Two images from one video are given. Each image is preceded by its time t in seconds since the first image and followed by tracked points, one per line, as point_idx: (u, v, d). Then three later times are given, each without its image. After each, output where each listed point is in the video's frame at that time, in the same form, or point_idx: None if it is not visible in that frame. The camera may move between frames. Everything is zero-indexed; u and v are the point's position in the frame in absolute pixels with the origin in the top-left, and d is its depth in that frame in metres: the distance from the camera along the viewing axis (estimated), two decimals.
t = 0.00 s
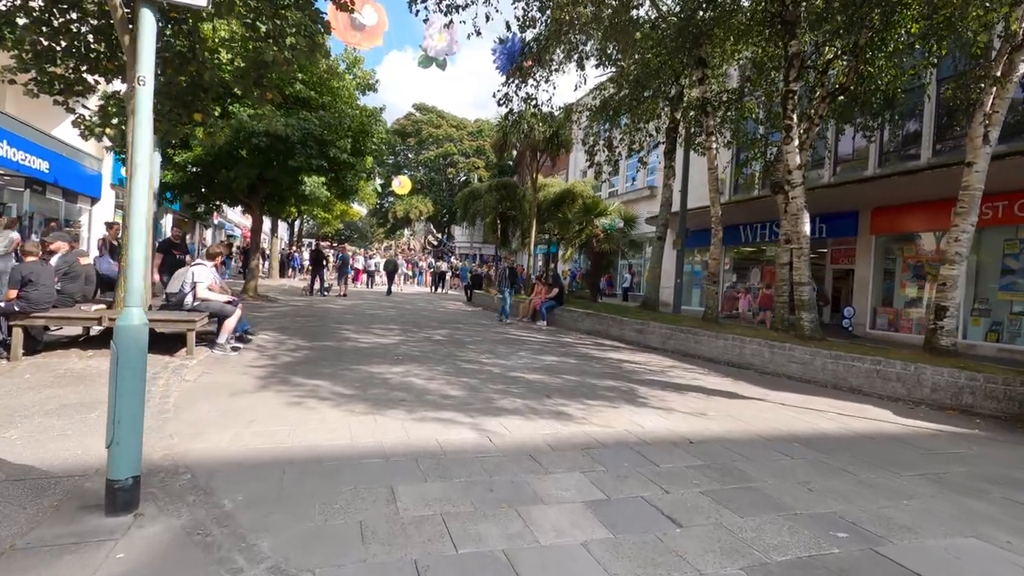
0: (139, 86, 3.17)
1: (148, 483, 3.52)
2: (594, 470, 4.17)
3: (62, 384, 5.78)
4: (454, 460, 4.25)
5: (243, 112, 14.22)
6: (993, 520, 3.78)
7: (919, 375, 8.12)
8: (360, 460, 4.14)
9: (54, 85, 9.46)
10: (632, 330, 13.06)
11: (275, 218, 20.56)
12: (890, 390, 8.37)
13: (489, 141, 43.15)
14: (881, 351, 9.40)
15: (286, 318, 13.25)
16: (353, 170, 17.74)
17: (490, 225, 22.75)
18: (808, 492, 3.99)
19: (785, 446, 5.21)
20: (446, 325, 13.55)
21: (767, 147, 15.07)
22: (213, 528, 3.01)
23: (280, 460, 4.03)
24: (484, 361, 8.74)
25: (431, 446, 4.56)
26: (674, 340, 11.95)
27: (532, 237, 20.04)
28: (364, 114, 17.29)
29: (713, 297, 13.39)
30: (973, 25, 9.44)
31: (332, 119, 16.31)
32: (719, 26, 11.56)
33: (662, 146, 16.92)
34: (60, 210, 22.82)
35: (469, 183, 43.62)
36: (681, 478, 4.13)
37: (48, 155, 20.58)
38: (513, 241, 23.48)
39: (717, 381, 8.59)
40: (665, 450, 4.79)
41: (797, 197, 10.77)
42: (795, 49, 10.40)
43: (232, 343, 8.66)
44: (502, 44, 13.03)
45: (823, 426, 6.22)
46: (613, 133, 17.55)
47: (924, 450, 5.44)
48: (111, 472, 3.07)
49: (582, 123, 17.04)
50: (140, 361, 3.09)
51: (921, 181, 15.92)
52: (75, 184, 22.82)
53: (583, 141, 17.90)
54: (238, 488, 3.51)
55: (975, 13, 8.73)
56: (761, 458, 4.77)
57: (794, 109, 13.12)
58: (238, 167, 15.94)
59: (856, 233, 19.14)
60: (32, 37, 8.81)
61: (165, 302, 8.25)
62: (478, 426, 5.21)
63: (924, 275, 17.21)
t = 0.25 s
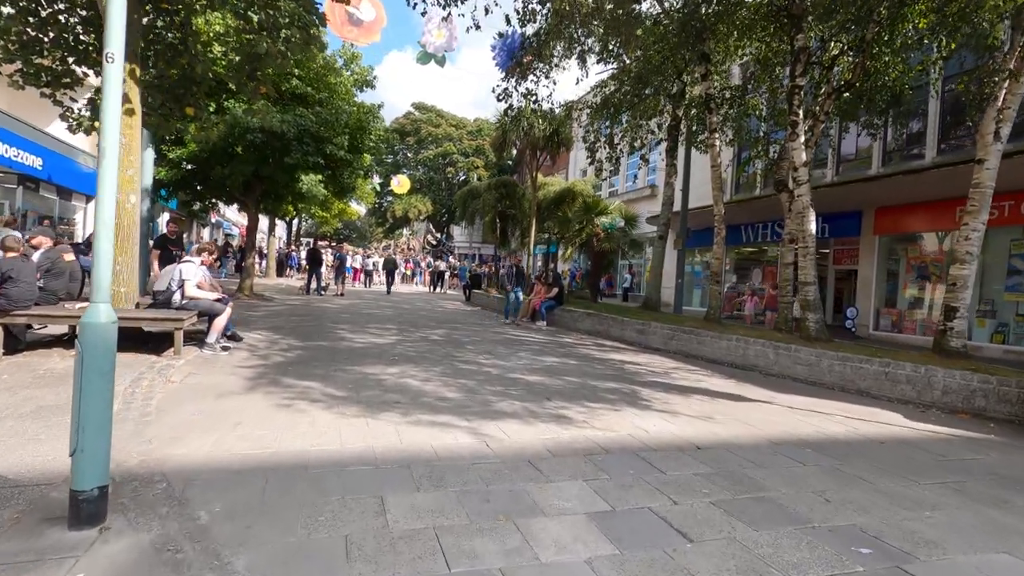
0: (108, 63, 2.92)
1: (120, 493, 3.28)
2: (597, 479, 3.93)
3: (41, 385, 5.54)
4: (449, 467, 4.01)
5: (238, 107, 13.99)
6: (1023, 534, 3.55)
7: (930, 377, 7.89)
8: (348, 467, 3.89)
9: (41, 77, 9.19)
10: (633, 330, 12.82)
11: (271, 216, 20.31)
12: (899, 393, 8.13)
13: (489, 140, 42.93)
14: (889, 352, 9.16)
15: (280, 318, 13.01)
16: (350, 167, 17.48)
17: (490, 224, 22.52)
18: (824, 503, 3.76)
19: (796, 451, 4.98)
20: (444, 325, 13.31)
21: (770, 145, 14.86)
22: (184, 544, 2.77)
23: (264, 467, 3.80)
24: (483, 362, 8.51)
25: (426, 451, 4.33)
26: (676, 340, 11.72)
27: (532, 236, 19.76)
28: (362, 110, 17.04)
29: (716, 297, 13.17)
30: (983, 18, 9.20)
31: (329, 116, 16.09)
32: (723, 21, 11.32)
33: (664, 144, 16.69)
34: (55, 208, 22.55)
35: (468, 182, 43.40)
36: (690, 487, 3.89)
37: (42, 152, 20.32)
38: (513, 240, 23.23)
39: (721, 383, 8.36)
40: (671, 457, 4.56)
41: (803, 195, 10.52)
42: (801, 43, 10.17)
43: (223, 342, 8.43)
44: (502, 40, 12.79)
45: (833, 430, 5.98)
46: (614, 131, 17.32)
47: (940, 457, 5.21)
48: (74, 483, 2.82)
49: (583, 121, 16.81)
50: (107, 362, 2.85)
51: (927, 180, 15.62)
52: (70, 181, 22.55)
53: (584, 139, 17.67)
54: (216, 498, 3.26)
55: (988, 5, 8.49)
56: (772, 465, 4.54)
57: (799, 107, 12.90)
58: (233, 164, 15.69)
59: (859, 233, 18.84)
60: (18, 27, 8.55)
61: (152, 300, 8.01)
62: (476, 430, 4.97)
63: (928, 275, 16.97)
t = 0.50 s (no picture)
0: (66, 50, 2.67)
1: (86, 519, 3.03)
2: (602, 499, 3.68)
3: (19, 393, 5.30)
4: (444, 486, 3.75)
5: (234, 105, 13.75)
6: None
7: (944, 384, 7.63)
8: (336, 487, 3.64)
9: (28, 73, 8.94)
10: (636, 333, 12.56)
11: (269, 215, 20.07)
12: (912, 400, 7.87)
13: (490, 140, 42.66)
14: (901, 358, 8.89)
15: (276, 320, 12.75)
16: (349, 166, 17.18)
17: (490, 224, 22.26)
18: (847, 527, 3.50)
19: (811, 466, 4.73)
20: (443, 328, 13.06)
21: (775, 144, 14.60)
22: None
23: (246, 486, 3.55)
24: (482, 367, 8.24)
25: (420, 467, 4.08)
26: (680, 344, 11.46)
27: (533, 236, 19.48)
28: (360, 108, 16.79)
29: (721, 299, 12.91)
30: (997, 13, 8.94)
31: (327, 114, 15.83)
32: (729, 18, 11.06)
33: (667, 143, 16.42)
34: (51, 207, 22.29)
35: (469, 182, 43.13)
36: (701, 508, 3.64)
37: (38, 151, 20.07)
38: (514, 240, 22.97)
39: (729, 389, 8.10)
40: (680, 473, 4.30)
41: (812, 196, 10.23)
42: (810, 39, 9.89)
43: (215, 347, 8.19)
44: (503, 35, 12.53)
45: (848, 442, 5.72)
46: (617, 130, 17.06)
47: (964, 471, 4.94)
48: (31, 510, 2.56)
49: (585, 120, 16.56)
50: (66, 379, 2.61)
51: (936, 182, 15.27)
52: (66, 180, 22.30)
53: (586, 138, 17.40)
54: (191, 524, 3.02)
55: None
56: (787, 482, 4.29)
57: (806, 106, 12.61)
58: (230, 163, 15.43)
59: (865, 234, 18.51)
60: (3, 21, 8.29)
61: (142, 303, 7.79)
62: (474, 443, 4.72)
63: (935, 277, 16.69)
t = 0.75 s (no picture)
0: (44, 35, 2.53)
1: (68, 534, 2.86)
2: (614, 510, 3.49)
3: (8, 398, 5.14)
4: (447, 496, 3.58)
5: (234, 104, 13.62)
6: None
7: (961, 387, 7.42)
8: (333, 497, 3.46)
9: (23, 70, 8.78)
10: (641, 334, 12.36)
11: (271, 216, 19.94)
12: (928, 403, 7.65)
13: (493, 140, 42.48)
14: (915, 360, 8.67)
15: (277, 321, 12.60)
16: (351, 166, 16.96)
17: (493, 224, 22.08)
18: (873, 541, 3.30)
19: (831, 473, 4.53)
20: (446, 329, 12.88)
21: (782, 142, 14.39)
22: None
23: (239, 497, 3.37)
24: (486, 369, 8.06)
25: (423, 475, 3.90)
26: (686, 345, 11.26)
27: (536, 236, 19.30)
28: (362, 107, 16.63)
29: (728, 300, 12.69)
30: (1010, 5, 8.75)
31: (328, 113, 15.66)
32: (736, 12, 10.86)
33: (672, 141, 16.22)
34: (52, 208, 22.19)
35: (472, 182, 42.95)
36: (719, 520, 3.45)
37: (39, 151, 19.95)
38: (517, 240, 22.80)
39: (739, 392, 7.90)
40: (695, 481, 4.11)
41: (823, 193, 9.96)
42: (820, 32, 9.68)
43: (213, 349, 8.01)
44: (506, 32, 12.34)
45: (865, 447, 5.51)
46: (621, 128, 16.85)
47: (989, 478, 4.74)
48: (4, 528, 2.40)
49: (589, 118, 16.37)
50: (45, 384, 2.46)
51: (944, 180, 15.00)
52: (68, 181, 22.23)
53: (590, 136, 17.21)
54: (179, 540, 2.84)
55: None
56: (807, 491, 4.09)
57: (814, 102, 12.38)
58: (230, 163, 15.27)
59: (872, 233, 18.20)
60: None
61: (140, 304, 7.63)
62: (478, 449, 4.54)
63: (944, 277, 16.37)
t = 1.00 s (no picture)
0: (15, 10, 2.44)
1: (45, 558, 2.64)
2: (635, 528, 3.24)
3: None
4: (456, 512, 3.33)
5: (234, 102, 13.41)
6: None
7: (985, 391, 7.14)
8: (334, 514, 3.23)
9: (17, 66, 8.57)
10: (650, 336, 12.10)
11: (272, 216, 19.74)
12: (951, 408, 7.37)
13: (496, 140, 42.25)
14: (935, 363, 8.39)
15: (279, 322, 12.38)
16: (354, 165, 16.70)
17: (497, 224, 21.85)
18: (916, 563, 3.05)
19: (861, 485, 4.27)
20: (450, 330, 12.64)
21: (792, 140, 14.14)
22: None
23: (233, 514, 3.14)
24: (493, 372, 7.82)
25: (430, 489, 3.66)
26: (696, 347, 10.99)
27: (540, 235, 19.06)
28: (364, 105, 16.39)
29: (738, 301, 12.42)
30: None
31: (330, 111, 15.45)
32: (748, 6, 10.59)
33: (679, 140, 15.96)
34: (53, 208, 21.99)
35: (474, 182, 42.73)
36: (749, 539, 3.20)
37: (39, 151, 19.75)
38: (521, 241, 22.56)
39: (753, 396, 7.63)
40: (718, 494, 3.86)
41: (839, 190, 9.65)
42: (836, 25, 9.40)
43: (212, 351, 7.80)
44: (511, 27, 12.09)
45: (892, 456, 5.25)
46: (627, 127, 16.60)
47: None
48: None
49: (594, 116, 16.12)
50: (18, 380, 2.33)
51: (955, 179, 14.57)
52: (69, 181, 22.10)
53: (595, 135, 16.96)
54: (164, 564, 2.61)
55: None
56: (839, 505, 3.83)
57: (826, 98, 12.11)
58: (231, 162, 15.06)
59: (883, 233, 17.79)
60: None
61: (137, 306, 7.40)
62: (487, 459, 4.29)
63: (956, 278, 15.99)
